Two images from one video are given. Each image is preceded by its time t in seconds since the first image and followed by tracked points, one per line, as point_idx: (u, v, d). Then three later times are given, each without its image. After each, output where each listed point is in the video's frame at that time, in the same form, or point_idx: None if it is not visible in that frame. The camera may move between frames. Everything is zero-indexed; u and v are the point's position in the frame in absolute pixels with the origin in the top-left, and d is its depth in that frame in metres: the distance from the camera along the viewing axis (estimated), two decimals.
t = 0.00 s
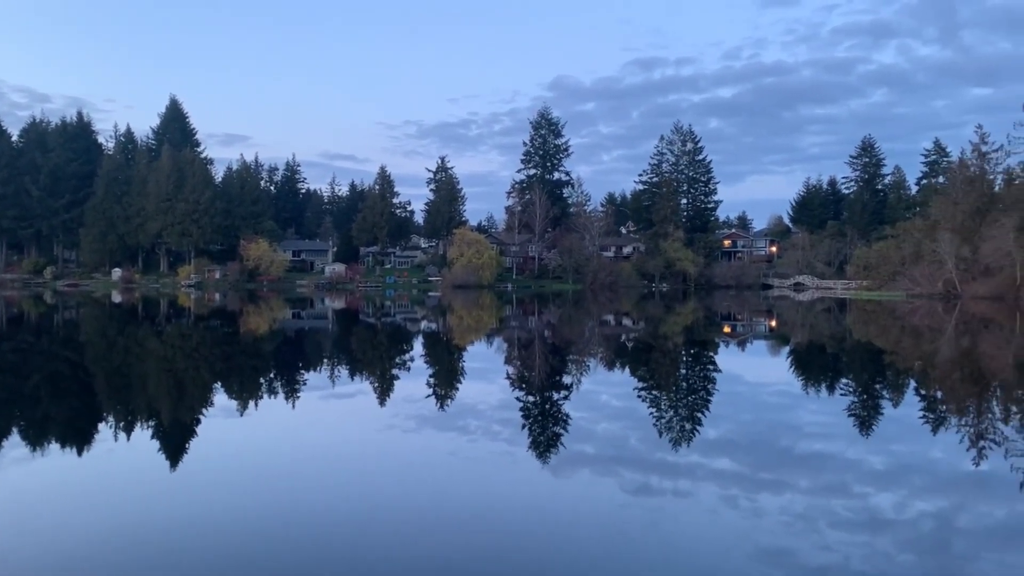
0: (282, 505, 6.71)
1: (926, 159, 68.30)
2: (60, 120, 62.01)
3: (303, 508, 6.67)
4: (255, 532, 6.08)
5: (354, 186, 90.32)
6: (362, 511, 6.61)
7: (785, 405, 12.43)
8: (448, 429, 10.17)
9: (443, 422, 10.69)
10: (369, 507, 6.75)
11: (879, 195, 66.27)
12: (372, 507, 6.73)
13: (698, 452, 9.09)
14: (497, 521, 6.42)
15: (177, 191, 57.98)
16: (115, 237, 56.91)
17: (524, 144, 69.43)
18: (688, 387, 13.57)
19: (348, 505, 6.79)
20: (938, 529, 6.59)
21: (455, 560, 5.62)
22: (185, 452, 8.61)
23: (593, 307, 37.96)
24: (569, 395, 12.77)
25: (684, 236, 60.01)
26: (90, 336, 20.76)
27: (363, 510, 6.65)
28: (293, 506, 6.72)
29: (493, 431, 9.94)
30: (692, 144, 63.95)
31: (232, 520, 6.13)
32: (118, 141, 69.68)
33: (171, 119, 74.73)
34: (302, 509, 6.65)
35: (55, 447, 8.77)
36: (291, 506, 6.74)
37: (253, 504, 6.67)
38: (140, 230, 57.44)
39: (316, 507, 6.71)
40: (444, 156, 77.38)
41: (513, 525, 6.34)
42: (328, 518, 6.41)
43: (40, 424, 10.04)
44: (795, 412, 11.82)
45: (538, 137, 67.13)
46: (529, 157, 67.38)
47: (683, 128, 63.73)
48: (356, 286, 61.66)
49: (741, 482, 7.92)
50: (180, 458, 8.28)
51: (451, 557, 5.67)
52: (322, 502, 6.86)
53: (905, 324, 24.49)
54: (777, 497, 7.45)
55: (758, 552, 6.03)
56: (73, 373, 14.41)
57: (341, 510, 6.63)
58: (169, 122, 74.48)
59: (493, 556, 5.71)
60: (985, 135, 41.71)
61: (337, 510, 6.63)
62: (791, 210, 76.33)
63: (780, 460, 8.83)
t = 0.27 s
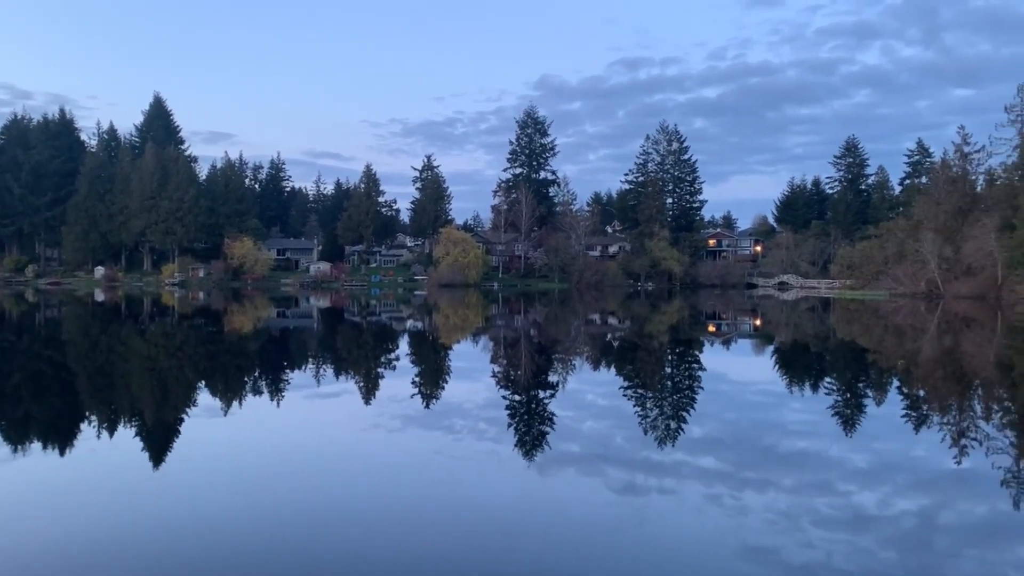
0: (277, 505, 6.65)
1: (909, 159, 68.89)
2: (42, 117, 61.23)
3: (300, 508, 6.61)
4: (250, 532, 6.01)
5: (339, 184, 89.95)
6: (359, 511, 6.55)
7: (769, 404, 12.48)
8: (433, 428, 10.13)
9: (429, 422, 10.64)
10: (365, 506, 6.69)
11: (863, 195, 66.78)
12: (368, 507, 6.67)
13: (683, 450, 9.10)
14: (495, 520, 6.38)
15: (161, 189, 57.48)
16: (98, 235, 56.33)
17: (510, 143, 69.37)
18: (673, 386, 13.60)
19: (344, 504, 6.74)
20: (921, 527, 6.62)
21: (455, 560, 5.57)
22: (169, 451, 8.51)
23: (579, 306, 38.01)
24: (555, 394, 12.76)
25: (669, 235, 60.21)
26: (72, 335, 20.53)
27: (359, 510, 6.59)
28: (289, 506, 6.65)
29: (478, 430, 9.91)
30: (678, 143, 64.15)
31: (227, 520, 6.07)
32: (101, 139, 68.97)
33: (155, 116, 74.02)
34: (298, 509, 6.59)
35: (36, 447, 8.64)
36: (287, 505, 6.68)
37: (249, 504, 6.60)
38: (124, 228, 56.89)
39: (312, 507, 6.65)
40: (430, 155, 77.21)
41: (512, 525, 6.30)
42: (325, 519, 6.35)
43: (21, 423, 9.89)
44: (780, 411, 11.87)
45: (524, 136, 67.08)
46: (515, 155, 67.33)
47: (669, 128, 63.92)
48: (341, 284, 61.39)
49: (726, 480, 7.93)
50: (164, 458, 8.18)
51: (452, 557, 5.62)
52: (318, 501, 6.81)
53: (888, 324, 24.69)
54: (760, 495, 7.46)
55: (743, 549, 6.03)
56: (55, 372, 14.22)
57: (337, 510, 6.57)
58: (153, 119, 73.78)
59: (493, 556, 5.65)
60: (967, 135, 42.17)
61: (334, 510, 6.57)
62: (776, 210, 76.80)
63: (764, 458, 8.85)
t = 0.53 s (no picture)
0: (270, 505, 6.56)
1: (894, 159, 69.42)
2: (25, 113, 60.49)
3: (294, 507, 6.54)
4: (244, 533, 5.92)
5: (326, 182, 89.58)
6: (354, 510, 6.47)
7: (755, 402, 12.53)
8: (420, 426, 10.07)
9: (416, 420, 10.61)
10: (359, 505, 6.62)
11: (848, 194, 67.25)
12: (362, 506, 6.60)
13: (669, 448, 9.10)
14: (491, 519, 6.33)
15: (146, 186, 57.00)
16: (82, 232, 55.82)
17: (497, 141, 69.26)
18: (660, 384, 13.62)
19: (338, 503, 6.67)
20: (905, 524, 6.65)
21: (453, 561, 5.51)
22: (154, 450, 8.41)
23: (566, 304, 38.06)
24: (542, 392, 12.73)
25: (656, 233, 60.38)
26: (56, 333, 20.33)
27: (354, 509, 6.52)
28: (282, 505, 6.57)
29: (465, 428, 9.88)
30: (664, 142, 64.28)
31: (220, 519, 5.99)
32: (85, 135, 68.32)
33: (140, 113, 73.36)
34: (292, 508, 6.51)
35: (18, 447, 8.52)
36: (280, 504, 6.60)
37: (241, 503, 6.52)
38: (108, 226, 56.38)
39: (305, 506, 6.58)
40: (417, 152, 76.99)
41: (508, 525, 6.25)
42: (319, 519, 6.28)
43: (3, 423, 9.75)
44: (765, 409, 11.92)
45: (511, 134, 67.00)
46: (502, 154, 67.25)
47: (656, 127, 64.05)
48: (327, 282, 61.16)
49: (711, 478, 7.94)
50: (149, 457, 8.08)
51: (448, 558, 5.55)
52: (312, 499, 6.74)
53: (872, 322, 24.89)
54: (746, 493, 7.48)
55: (727, 547, 6.04)
56: (38, 371, 14.05)
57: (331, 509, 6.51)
58: (138, 116, 73.13)
59: (490, 557, 5.60)
60: (951, 135, 42.54)
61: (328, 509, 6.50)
62: (762, 209, 77.19)
63: (749, 456, 8.88)
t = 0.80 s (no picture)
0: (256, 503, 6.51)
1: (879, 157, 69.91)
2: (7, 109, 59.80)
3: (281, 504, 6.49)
4: (231, 532, 5.87)
5: (312, 179, 89.18)
6: (342, 508, 6.43)
7: (741, 399, 12.59)
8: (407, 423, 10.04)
9: (403, 417, 10.58)
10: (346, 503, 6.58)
11: (833, 193, 67.67)
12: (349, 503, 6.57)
13: (655, 445, 9.13)
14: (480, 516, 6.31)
15: (131, 183, 56.51)
16: (66, 229, 55.29)
17: (484, 139, 69.15)
18: (647, 381, 13.66)
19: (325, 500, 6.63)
20: (889, 520, 6.69)
21: (442, 559, 5.47)
22: (139, 448, 8.34)
23: (553, 302, 38.12)
24: (529, 390, 12.74)
25: (643, 231, 60.52)
26: (40, 331, 20.13)
27: (342, 507, 6.49)
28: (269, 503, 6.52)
29: (453, 426, 9.86)
30: (651, 140, 64.41)
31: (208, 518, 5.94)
32: (68, 132, 67.62)
33: (124, 109, 72.71)
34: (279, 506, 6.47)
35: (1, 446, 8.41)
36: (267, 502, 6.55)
37: (228, 500, 6.47)
38: (93, 223, 55.86)
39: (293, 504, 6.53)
40: (404, 150, 76.76)
41: (498, 523, 6.21)
42: (307, 517, 6.23)
43: None
44: (751, 406, 11.98)
45: (499, 132, 66.90)
46: (489, 151, 67.15)
47: (643, 125, 64.16)
48: (314, 280, 60.91)
49: (697, 475, 7.97)
50: (133, 454, 8.01)
51: (438, 556, 5.51)
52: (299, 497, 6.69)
53: (857, 320, 25.08)
54: (732, 489, 7.51)
55: (713, 543, 6.06)
56: (22, 369, 13.90)
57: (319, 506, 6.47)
58: (122, 113, 72.49)
59: (480, 555, 5.56)
60: (935, 134, 42.85)
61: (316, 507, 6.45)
62: (748, 207, 77.58)
63: (735, 453, 8.91)
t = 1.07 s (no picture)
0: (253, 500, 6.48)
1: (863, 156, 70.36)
2: None
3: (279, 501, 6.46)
4: (227, 530, 5.85)
5: (298, 176, 88.72)
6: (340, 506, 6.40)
7: (726, 396, 12.63)
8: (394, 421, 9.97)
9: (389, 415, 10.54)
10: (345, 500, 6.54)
11: (818, 191, 68.07)
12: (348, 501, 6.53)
13: (642, 442, 9.13)
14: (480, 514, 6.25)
15: (115, 179, 55.97)
16: (49, 226, 54.71)
17: (470, 137, 69.01)
18: (633, 378, 13.67)
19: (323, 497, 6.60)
20: (873, 516, 6.72)
21: (442, 559, 5.41)
22: (123, 447, 8.24)
23: (540, 299, 38.14)
24: (516, 387, 12.72)
25: (630, 229, 60.63)
26: (22, 329, 19.91)
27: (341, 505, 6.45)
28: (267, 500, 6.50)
29: (439, 424, 9.81)
30: (638, 138, 64.48)
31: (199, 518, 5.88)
32: (51, 128, 66.89)
33: (108, 105, 71.99)
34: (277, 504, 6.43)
35: None
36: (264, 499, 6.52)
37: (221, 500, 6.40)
38: (76, 220, 55.30)
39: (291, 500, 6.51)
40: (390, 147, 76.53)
41: (492, 522, 6.14)
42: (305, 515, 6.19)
43: None
44: (737, 403, 12.02)
45: (485, 129, 66.78)
46: (476, 149, 67.01)
47: (629, 123, 64.23)
48: (300, 277, 60.62)
49: (683, 472, 7.98)
50: (118, 453, 7.91)
51: (438, 557, 5.45)
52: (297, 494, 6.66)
53: (841, 317, 25.23)
54: (718, 486, 7.52)
55: (699, 540, 6.05)
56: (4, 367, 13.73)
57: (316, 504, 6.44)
58: (106, 109, 71.78)
59: (481, 556, 5.49)
60: (919, 133, 43.16)
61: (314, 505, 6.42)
62: (734, 205, 77.90)
63: (721, 449, 8.93)
